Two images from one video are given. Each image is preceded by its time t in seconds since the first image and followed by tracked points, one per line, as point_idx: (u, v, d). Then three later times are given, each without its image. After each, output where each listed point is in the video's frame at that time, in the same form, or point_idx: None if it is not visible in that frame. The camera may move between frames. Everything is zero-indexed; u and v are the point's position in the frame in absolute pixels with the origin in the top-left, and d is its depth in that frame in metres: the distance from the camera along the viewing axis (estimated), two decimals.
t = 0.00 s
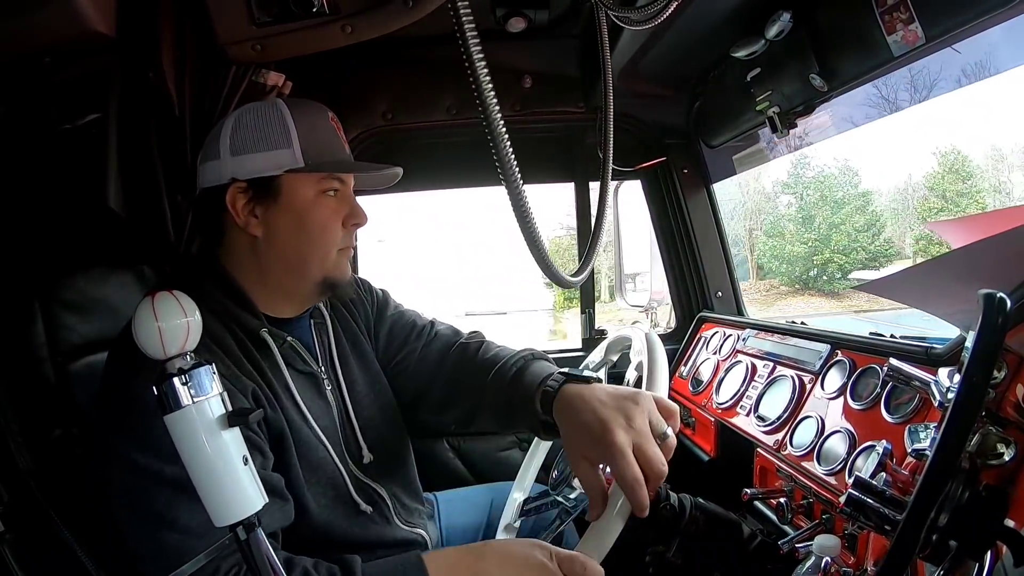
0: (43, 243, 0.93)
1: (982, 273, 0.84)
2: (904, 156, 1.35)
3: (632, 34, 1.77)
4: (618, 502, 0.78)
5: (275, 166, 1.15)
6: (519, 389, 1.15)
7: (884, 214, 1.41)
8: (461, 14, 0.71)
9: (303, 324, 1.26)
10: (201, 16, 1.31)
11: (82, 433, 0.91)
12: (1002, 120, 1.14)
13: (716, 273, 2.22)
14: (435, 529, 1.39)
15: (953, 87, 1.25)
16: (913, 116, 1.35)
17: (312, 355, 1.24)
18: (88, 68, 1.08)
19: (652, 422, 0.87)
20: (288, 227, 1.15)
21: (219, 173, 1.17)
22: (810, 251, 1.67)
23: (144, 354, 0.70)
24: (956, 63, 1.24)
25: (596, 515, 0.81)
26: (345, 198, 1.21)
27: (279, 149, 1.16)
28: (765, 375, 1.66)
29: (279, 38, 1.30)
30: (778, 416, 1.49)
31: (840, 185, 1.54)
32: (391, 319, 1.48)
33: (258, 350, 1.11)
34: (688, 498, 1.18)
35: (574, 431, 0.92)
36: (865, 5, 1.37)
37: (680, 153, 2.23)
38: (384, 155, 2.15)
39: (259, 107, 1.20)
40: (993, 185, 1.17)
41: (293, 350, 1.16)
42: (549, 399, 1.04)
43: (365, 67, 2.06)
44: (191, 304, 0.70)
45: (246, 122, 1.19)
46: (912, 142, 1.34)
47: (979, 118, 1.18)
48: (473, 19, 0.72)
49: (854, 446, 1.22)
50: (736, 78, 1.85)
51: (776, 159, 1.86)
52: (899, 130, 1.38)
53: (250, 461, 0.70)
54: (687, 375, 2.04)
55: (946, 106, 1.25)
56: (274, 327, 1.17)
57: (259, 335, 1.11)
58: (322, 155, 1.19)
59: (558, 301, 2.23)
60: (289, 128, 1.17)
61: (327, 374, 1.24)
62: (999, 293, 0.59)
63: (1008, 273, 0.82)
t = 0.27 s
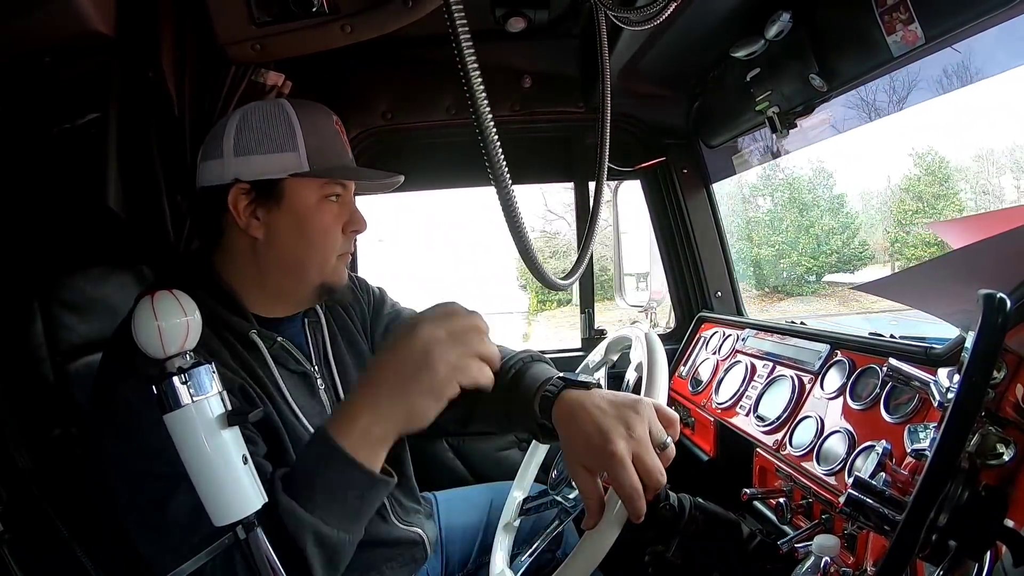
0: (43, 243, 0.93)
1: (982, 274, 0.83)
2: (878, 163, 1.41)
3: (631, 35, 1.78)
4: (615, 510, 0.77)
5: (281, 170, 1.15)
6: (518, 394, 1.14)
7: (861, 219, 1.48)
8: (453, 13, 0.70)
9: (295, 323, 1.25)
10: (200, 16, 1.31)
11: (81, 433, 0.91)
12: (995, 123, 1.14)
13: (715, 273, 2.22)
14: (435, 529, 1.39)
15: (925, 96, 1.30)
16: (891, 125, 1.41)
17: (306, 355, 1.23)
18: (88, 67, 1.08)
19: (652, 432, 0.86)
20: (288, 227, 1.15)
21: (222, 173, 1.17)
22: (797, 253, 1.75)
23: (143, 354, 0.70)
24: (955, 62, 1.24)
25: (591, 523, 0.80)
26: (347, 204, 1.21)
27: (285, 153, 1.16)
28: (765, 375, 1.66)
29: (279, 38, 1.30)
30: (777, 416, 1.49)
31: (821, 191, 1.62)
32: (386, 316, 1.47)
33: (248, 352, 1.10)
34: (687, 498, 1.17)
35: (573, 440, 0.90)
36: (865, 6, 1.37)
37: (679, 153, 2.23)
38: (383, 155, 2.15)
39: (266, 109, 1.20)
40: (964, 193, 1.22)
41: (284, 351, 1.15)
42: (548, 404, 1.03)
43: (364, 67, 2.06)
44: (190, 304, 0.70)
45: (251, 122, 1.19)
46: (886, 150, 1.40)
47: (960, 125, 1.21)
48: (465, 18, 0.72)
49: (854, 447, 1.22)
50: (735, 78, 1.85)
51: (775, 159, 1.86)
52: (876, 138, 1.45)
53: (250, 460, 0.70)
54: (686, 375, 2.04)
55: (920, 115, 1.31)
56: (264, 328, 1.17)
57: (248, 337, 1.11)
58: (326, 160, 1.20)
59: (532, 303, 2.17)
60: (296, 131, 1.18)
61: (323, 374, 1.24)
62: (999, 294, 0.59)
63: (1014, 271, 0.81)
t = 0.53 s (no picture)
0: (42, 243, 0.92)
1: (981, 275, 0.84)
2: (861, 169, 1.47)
3: (631, 35, 1.78)
4: (620, 505, 0.74)
5: (287, 176, 1.14)
6: (517, 389, 1.15)
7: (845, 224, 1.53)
8: (419, 23, 0.73)
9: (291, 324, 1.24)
10: (200, 16, 1.31)
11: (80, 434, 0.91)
12: (983, 128, 1.16)
13: (713, 273, 2.22)
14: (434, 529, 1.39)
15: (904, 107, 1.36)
16: (879, 129, 1.44)
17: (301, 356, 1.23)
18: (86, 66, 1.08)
19: (653, 421, 0.87)
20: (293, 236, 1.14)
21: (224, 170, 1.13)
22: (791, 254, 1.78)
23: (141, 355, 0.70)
24: (954, 62, 1.24)
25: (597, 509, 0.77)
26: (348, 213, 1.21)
27: (292, 159, 1.15)
28: (763, 375, 1.66)
29: (279, 38, 1.30)
30: (776, 416, 1.49)
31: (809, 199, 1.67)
32: (379, 317, 1.50)
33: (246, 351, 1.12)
34: (685, 499, 1.19)
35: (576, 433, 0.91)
36: (865, 6, 1.37)
37: (678, 153, 2.23)
38: (382, 155, 2.15)
39: (274, 112, 1.17)
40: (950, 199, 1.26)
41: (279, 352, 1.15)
42: (548, 400, 1.03)
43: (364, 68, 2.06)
44: (190, 304, 0.70)
45: (260, 124, 1.15)
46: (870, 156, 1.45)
47: (946, 134, 1.24)
48: (429, 24, 0.74)
49: (853, 446, 1.22)
50: (734, 78, 1.85)
51: (774, 159, 1.86)
52: (860, 145, 1.50)
53: (249, 460, 0.70)
54: (685, 375, 2.04)
55: (907, 125, 1.35)
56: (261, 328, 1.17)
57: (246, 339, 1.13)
58: (331, 168, 1.20)
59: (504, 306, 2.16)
60: (306, 139, 1.17)
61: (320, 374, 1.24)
62: (997, 294, 0.59)
63: (1007, 273, 0.81)
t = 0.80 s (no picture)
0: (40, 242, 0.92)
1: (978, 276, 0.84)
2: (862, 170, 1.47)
3: (630, 35, 1.78)
4: (623, 506, 0.75)
5: (287, 177, 1.15)
6: (515, 386, 1.15)
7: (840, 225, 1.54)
8: (420, 24, 0.73)
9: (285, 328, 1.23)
10: (199, 16, 1.31)
11: (78, 434, 0.91)
12: (974, 130, 1.17)
13: (711, 274, 2.23)
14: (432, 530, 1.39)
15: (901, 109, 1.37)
16: (880, 130, 1.44)
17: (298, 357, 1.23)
18: (86, 66, 1.08)
19: (652, 413, 0.87)
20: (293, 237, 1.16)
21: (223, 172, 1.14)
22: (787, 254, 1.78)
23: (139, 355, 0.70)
24: (952, 63, 1.24)
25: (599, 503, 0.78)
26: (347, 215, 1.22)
27: (292, 160, 1.16)
28: (762, 375, 1.66)
29: (278, 38, 1.30)
30: (775, 416, 1.50)
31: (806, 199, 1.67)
32: (378, 318, 1.50)
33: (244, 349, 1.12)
34: (684, 500, 1.19)
35: (577, 426, 0.91)
36: (863, 7, 1.38)
37: (677, 154, 2.23)
38: (381, 155, 2.15)
39: (277, 114, 1.16)
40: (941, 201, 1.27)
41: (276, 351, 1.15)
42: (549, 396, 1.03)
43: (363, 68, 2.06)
44: (189, 304, 0.70)
45: (262, 126, 1.15)
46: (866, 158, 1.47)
47: (939, 134, 1.25)
48: (429, 21, 0.74)
49: (851, 447, 1.22)
50: (733, 79, 1.85)
51: (772, 160, 1.86)
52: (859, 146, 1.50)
53: (249, 461, 0.70)
54: (684, 376, 2.04)
55: (904, 126, 1.35)
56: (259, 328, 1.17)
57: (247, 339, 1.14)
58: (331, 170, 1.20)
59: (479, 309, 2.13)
60: (307, 143, 1.18)
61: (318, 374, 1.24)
62: (996, 295, 0.59)
63: (1003, 274, 0.82)
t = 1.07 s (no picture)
0: (39, 243, 0.92)
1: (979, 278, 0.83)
2: (856, 171, 1.49)
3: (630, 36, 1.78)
4: (625, 502, 0.75)
5: (287, 178, 1.14)
6: (517, 384, 1.16)
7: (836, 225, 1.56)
8: (455, 21, 0.72)
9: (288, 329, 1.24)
10: (199, 17, 1.31)
11: (76, 435, 0.90)
12: (968, 135, 1.19)
13: (711, 275, 2.23)
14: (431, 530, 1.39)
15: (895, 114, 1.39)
16: (880, 131, 1.44)
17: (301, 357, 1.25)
18: (85, 66, 1.07)
19: (653, 404, 0.87)
20: (294, 238, 1.15)
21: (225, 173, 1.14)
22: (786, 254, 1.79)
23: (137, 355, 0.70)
24: (952, 64, 1.24)
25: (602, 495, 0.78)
26: (348, 216, 1.22)
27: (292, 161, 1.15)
28: (762, 376, 1.66)
29: (277, 39, 1.30)
30: (774, 417, 1.50)
31: (801, 199, 1.69)
32: (378, 318, 1.50)
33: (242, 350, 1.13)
34: (683, 500, 1.19)
35: (579, 418, 0.91)
36: (863, 7, 1.38)
37: (676, 155, 2.23)
38: (380, 155, 2.15)
39: (279, 115, 1.16)
40: (933, 205, 1.29)
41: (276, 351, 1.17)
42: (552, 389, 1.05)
43: (362, 69, 2.06)
44: (189, 304, 0.70)
45: (263, 125, 1.15)
46: (865, 161, 1.48)
47: (933, 139, 1.27)
48: (466, 21, 0.73)
49: (850, 448, 1.22)
50: (732, 80, 1.85)
51: (772, 161, 1.86)
52: (859, 147, 1.50)
53: (248, 461, 0.70)
54: (683, 377, 2.04)
55: (905, 127, 1.35)
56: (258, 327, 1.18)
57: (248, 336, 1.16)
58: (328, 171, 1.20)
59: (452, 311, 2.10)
60: (308, 143, 1.17)
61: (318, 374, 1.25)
62: (995, 295, 0.59)
63: (1001, 274, 0.82)
